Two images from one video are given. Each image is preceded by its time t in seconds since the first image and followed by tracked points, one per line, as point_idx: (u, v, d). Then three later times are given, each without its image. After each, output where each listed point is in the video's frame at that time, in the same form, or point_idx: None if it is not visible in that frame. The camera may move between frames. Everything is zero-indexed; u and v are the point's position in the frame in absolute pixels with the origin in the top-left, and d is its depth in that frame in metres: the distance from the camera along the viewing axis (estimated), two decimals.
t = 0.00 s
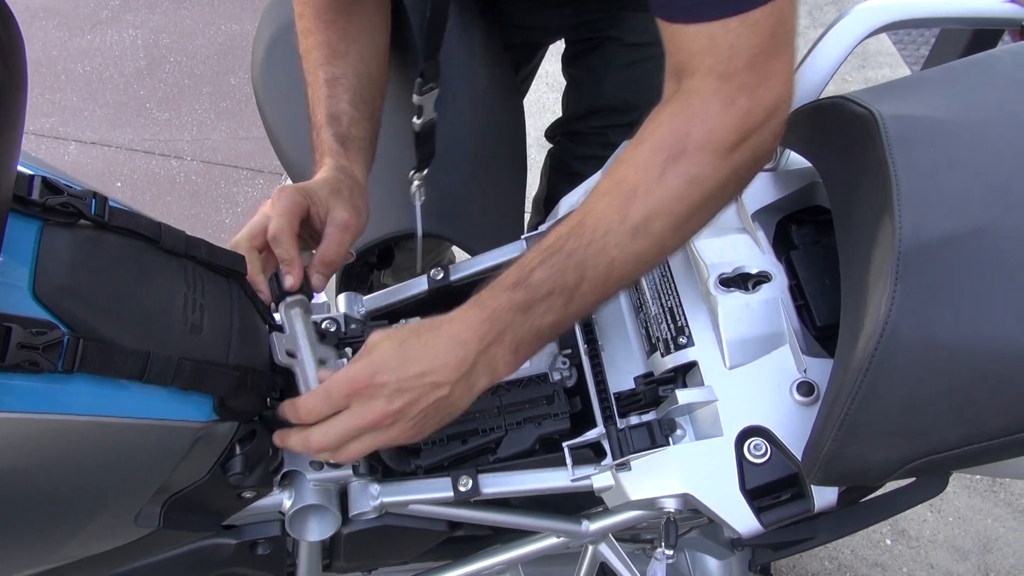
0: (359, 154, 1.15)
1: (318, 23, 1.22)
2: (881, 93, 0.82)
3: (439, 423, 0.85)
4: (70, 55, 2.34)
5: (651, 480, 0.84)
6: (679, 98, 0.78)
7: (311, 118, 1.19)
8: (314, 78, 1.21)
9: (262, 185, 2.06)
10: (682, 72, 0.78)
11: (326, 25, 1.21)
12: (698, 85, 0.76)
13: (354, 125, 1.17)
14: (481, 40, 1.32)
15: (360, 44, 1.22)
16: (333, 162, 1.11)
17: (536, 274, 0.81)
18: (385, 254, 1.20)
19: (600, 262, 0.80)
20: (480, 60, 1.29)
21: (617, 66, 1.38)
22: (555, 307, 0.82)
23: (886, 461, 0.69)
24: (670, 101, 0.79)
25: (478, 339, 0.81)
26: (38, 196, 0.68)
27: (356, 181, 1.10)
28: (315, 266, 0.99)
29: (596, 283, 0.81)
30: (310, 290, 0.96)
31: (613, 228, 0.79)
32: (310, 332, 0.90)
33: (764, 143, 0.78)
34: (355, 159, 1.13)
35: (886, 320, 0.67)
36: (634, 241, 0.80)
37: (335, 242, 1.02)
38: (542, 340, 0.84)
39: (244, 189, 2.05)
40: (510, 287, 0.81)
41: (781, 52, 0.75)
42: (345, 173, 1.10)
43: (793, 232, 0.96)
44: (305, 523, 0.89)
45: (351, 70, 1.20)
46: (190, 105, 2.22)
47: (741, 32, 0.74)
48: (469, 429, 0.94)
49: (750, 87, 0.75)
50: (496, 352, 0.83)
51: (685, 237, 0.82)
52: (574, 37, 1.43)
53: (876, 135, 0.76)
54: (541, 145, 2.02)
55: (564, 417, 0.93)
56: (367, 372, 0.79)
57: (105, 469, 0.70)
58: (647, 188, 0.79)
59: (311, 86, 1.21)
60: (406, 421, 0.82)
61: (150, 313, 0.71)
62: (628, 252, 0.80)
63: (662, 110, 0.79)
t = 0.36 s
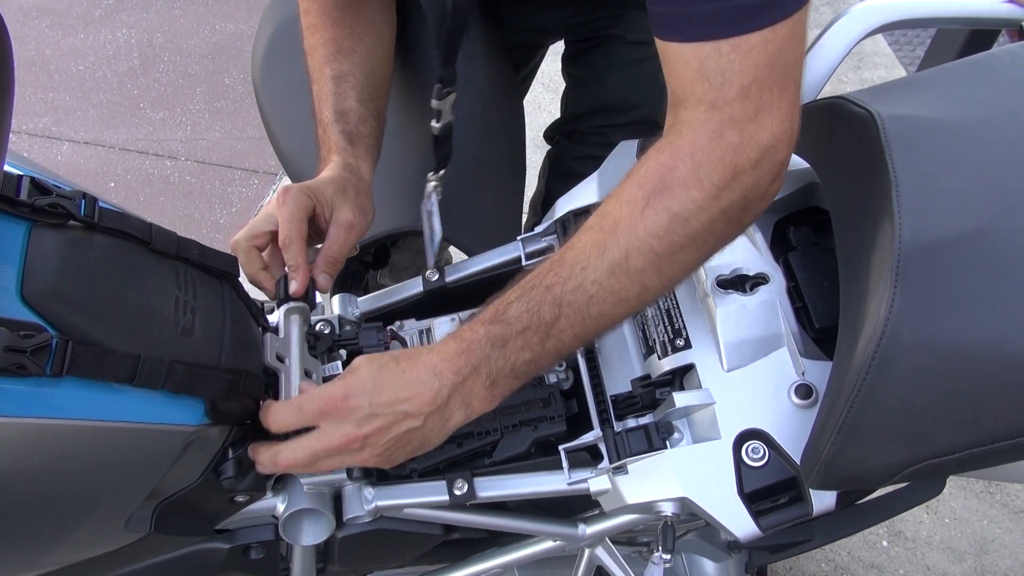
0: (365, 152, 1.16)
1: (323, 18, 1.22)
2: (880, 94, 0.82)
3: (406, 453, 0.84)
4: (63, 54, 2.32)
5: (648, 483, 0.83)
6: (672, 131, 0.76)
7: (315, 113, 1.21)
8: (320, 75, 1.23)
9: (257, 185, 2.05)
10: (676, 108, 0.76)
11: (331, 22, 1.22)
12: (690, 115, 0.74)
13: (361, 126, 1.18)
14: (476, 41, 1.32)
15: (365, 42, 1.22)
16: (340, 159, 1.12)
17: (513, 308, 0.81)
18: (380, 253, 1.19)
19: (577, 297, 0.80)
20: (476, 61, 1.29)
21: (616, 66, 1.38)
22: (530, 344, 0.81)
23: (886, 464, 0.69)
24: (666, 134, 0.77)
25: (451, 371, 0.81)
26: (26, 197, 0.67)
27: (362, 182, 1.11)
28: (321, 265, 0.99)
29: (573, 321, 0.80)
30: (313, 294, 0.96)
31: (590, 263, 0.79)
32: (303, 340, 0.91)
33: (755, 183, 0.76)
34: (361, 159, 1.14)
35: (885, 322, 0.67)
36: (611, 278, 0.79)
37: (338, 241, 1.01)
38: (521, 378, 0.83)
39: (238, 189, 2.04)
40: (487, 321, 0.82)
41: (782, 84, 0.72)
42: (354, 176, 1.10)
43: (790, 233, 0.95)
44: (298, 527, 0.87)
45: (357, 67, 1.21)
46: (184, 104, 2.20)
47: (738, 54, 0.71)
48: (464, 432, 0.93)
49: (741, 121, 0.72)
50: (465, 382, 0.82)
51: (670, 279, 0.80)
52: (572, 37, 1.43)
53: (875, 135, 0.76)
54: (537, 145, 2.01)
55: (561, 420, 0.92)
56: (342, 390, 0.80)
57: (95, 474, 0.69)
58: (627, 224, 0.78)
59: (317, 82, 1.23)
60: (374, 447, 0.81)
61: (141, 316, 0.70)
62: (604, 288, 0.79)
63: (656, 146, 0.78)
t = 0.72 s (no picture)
0: (357, 141, 1.16)
1: (325, 11, 1.25)
2: (885, 95, 0.81)
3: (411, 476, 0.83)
4: (64, 52, 2.32)
5: (651, 485, 0.83)
6: (688, 139, 0.75)
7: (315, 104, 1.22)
8: (320, 65, 1.25)
9: (258, 184, 2.05)
10: (692, 114, 0.76)
11: (332, 14, 1.25)
12: (705, 122, 0.74)
13: (355, 116, 1.18)
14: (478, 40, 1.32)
15: (365, 33, 1.24)
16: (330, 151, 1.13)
17: (522, 315, 0.82)
18: (382, 252, 1.19)
19: (585, 303, 0.80)
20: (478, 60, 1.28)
21: (619, 67, 1.38)
22: (537, 352, 0.81)
23: (890, 468, 0.68)
24: (681, 142, 0.77)
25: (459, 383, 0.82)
26: (26, 196, 0.67)
27: (353, 176, 1.11)
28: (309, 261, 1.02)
29: (581, 328, 0.81)
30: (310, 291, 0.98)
31: (599, 269, 0.79)
32: (304, 341, 0.91)
33: (770, 195, 0.75)
34: (352, 148, 1.14)
35: (890, 324, 0.67)
36: (621, 285, 0.79)
37: (324, 236, 1.04)
38: (529, 388, 0.83)
39: (240, 188, 2.03)
40: (495, 329, 0.83)
41: (802, 92, 0.71)
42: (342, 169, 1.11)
43: (793, 235, 0.95)
44: (299, 529, 0.87)
45: (356, 57, 1.22)
46: (186, 103, 2.20)
47: (758, 58, 0.70)
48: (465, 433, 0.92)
49: (756, 127, 0.71)
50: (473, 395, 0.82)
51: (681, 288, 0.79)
52: (576, 38, 1.43)
53: (881, 137, 0.76)
54: (539, 145, 2.01)
55: (563, 421, 0.92)
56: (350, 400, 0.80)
57: (95, 475, 0.69)
58: (637, 230, 0.78)
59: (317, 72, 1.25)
60: (381, 460, 0.81)
61: (142, 316, 0.69)
62: (613, 296, 0.79)
63: (671, 153, 0.77)
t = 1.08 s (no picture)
0: (365, 142, 1.15)
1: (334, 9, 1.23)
2: (893, 95, 0.81)
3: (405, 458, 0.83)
4: (71, 51, 2.33)
5: (657, 487, 0.83)
6: (684, 123, 0.73)
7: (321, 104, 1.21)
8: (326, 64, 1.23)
9: (263, 183, 2.05)
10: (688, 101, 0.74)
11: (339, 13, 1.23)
12: (700, 105, 0.71)
13: (362, 116, 1.16)
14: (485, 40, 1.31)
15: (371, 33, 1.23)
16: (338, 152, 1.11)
17: (508, 299, 0.80)
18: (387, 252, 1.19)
19: (573, 289, 0.77)
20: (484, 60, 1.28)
21: (626, 67, 1.37)
22: (523, 335, 0.79)
23: (898, 471, 0.68)
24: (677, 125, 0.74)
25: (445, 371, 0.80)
26: (34, 196, 0.67)
27: (357, 179, 1.10)
28: (313, 262, 1.01)
29: (568, 314, 0.78)
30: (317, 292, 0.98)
31: (587, 254, 0.76)
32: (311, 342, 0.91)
33: (767, 185, 0.71)
34: (359, 150, 1.13)
35: (899, 326, 0.66)
36: (610, 272, 0.76)
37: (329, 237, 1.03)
38: (515, 373, 0.81)
39: (245, 187, 2.03)
40: (481, 311, 0.81)
41: (805, 77, 0.68)
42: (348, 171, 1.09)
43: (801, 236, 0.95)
44: (304, 528, 0.87)
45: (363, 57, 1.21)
46: (191, 102, 2.20)
47: (757, 43, 0.67)
48: (471, 434, 0.92)
49: (753, 112, 0.68)
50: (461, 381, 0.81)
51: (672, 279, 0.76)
52: (582, 38, 1.42)
53: (891, 139, 0.75)
54: (544, 145, 2.01)
55: (568, 422, 0.92)
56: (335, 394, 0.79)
57: (100, 475, 0.69)
58: (628, 216, 0.75)
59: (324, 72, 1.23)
60: (373, 445, 0.81)
61: (148, 316, 0.69)
62: (601, 282, 0.76)
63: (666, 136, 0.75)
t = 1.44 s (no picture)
0: (354, 141, 1.13)
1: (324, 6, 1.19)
2: (899, 95, 0.80)
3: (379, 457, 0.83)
4: (75, 49, 2.32)
5: (660, 489, 0.82)
6: (650, 116, 0.69)
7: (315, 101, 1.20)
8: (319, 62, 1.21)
9: (266, 182, 2.05)
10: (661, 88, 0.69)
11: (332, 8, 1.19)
12: (668, 97, 0.67)
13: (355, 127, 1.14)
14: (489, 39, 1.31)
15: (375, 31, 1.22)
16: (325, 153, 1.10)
17: (455, 295, 0.78)
18: (388, 251, 1.19)
19: (522, 287, 0.75)
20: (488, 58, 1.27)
21: (629, 69, 1.37)
22: (470, 333, 0.77)
23: (903, 475, 0.67)
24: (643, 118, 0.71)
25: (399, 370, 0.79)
26: (33, 194, 0.67)
27: (343, 180, 1.08)
28: (297, 264, 0.98)
29: (516, 311, 0.76)
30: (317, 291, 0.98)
31: (538, 249, 0.74)
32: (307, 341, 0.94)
33: (733, 182, 0.68)
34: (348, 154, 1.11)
35: (905, 329, 0.66)
36: (560, 269, 0.73)
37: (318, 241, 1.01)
38: (462, 370, 0.80)
39: (249, 185, 2.04)
40: (427, 308, 0.80)
41: (781, 72, 0.64)
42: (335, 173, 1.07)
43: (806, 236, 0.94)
44: (303, 529, 0.86)
45: (354, 54, 1.17)
46: (195, 101, 2.20)
47: (734, 32, 0.63)
48: (472, 434, 0.91)
49: (722, 110, 0.65)
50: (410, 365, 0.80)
51: (625, 280, 0.74)
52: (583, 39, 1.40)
53: (896, 140, 0.74)
54: (548, 144, 2.00)
55: (570, 423, 0.91)
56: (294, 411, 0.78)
57: (99, 475, 0.69)
58: (582, 210, 0.72)
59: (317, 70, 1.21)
60: (342, 448, 0.80)
61: (148, 316, 0.69)
62: (550, 279, 0.74)
63: (631, 129, 0.72)
